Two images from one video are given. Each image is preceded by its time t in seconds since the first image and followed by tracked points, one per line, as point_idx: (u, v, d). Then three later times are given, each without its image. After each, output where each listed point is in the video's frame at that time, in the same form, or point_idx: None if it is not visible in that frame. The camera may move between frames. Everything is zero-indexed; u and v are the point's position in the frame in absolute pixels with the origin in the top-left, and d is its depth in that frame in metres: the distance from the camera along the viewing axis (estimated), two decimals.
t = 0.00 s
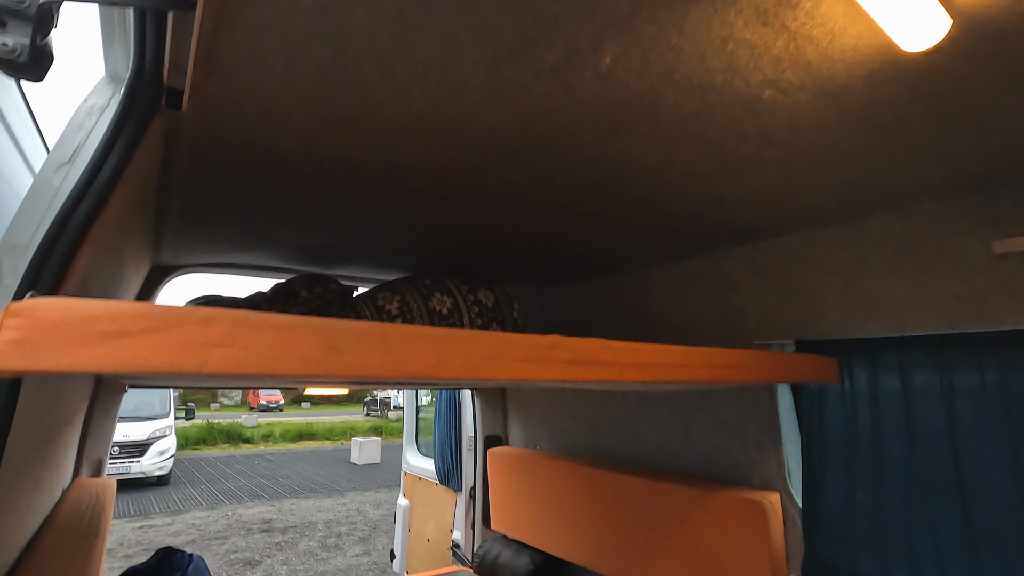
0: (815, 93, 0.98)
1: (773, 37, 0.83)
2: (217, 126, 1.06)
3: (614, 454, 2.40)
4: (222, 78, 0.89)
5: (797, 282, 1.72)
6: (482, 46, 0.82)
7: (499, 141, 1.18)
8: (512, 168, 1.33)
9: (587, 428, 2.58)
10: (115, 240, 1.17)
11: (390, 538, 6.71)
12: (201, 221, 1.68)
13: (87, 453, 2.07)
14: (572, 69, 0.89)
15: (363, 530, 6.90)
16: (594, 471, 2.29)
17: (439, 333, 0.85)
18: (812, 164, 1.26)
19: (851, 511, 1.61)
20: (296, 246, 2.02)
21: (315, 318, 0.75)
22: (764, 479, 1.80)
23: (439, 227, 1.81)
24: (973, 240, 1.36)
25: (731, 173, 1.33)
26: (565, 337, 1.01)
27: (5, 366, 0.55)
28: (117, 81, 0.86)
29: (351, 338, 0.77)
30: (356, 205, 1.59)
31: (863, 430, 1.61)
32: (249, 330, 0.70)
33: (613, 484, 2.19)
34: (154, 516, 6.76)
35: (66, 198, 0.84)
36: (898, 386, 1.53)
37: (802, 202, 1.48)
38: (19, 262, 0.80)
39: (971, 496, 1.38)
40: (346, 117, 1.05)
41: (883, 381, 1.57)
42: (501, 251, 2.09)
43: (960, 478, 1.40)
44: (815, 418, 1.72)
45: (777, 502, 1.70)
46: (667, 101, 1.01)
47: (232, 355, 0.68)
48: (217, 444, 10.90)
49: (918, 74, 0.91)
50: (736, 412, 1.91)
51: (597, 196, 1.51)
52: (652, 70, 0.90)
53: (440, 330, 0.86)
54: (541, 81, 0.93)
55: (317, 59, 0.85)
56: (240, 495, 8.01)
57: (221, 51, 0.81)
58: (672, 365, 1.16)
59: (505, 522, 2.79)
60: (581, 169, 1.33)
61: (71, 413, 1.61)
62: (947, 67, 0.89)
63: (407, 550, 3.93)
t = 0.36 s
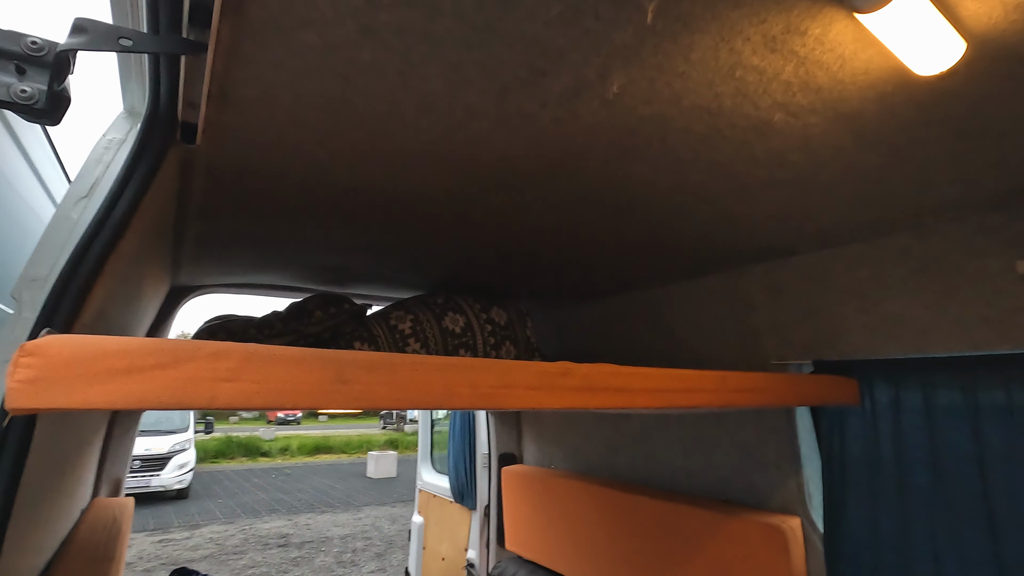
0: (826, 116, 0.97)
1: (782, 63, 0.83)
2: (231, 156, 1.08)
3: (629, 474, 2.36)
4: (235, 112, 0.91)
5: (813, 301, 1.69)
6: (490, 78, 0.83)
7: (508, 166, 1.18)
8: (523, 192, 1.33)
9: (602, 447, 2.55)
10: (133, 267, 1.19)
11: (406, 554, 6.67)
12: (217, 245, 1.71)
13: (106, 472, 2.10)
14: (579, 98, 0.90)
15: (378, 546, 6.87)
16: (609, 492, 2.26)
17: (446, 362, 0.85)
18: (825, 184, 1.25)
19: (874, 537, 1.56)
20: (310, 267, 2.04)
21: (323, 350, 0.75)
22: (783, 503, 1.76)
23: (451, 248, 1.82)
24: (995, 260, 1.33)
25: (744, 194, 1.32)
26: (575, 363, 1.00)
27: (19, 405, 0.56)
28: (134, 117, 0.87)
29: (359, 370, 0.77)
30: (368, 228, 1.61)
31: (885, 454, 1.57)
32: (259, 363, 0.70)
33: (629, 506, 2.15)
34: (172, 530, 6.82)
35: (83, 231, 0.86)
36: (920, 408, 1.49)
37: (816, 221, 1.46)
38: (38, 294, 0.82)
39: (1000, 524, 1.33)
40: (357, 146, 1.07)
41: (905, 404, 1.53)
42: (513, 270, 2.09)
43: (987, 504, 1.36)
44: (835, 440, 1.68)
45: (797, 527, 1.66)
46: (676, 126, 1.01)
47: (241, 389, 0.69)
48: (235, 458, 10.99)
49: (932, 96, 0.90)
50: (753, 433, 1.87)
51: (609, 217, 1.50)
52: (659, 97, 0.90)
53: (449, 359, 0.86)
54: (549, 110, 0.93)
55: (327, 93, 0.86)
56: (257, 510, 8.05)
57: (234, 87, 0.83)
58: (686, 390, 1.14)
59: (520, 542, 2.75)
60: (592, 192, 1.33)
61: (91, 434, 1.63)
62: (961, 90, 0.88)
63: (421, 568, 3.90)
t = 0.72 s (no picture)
0: (834, 120, 0.96)
1: (788, 68, 0.82)
2: (243, 167, 1.09)
3: (640, 479, 2.35)
4: (246, 124, 0.93)
5: (826, 306, 1.68)
6: (496, 88, 0.84)
7: (516, 174, 1.19)
8: (530, 199, 1.34)
9: (614, 452, 2.54)
10: (148, 276, 1.21)
11: (418, 558, 6.68)
12: (231, 252, 1.74)
13: (123, 477, 2.13)
14: (585, 107, 0.90)
15: (391, 549, 6.89)
16: (621, 497, 2.25)
17: (455, 368, 0.86)
18: (836, 189, 1.23)
19: (890, 545, 1.54)
20: (322, 273, 2.06)
21: (332, 357, 0.76)
22: (797, 509, 1.74)
23: (460, 253, 1.83)
24: (1012, 264, 1.31)
25: (753, 199, 1.31)
26: (583, 369, 1.00)
27: (38, 413, 0.58)
28: (149, 129, 0.90)
29: (368, 377, 0.78)
30: (378, 235, 1.62)
31: (900, 461, 1.55)
32: (270, 372, 0.71)
33: (641, 511, 2.14)
34: (188, 532, 6.90)
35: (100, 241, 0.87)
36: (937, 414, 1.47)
37: (828, 226, 1.45)
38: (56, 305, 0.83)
39: (1018, 531, 1.31)
40: (366, 156, 1.08)
41: (920, 410, 1.51)
42: (522, 276, 2.10)
43: (1004, 512, 1.34)
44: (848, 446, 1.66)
45: (811, 533, 1.64)
46: (683, 132, 1.01)
47: (252, 397, 0.70)
48: (250, 461, 11.09)
49: (943, 99, 0.89)
50: (765, 439, 1.85)
51: (617, 223, 1.50)
52: (665, 104, 0.91)
53: (457, 365, 0.86)
54: (555, 118, 0.94)
55: (336, 105, 0.87)
56: (271, 512, 8.11)
57: (245, 101, 0.85)
58: (695, 396, 1.14)
59: (532, 547, 2.75)
60: (600, 198, 1.33)
61: (108, 440, 1.66)
62: (972, 93, 0.87)
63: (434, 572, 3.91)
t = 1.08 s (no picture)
0: (847, 98, 0.95)
1: (800, 45, 0.81)
2: (251, 151, 1.10)
3: (648, 462, 2.36)
4: (254, 108, 0.93)
5: (835, 289, 1.67)
6: (503, 69, 0.84)
7: (523, 157, 1.18)
8: (538, 182, 1.33)
9: (621, 436, 2.55)
10: (159, 260, 1.23)
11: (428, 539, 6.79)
12: (240, 237, 1.75)
13: (139, 457, 2.17)
14: (593, 87, 0.89)
15: (401, 531, 7.00)
16: (629, 480, 2.26)
17: (464, 349, 0.87)
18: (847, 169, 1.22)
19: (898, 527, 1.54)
20: (330, 257, 2.07)
21: (343, 337, 0.77)
22: (805, 492, 1.74)
23: (468, 237, 1.83)
24: None
25: (763, 181, 1.30)
26: (592, 350, 1.00)
27: (58, 389, 0.60)
28: (158, 112, 0.89)
29: (378, 357, 0.79)
30: (385, 220, 1.62)
31: (909, 443, 1.54)
32: (280, 351, 0.72)
33: (648, 493, 2.16)
34: (203, 514, 7.04)
35: (111, 226, 0.88)
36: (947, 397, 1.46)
37: (838, 208, 1.43)
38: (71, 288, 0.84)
39: None
40: (372, 140, 1.08)
41: (930, 393, 1.50)
42: (530, 260, 2.10)
43: (1013, 493, 1.34)
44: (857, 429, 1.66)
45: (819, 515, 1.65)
46: (693, 113, 1.00)
47: (265, 376, 0.71)
48: (262, 444, 11.25)
49: (959, 75, 0.87)
50: (772, 423, 1.85)
51: (625, 206, 1.49)
52: (674, 83, 0.90)
53: (466, 346, 0.87)
54: (562, 99, 0.93)
55: (343, 88, 0.87)
56: (284, 495, 8.25)
57: (252, 84, 0.85)
58: (703, 377, 1.14)
59: (540, 529, 2.78)
60: (607, 180, 1.32)
61: (124, 422, 1.69)
62: (988, 69, 0.85)
63: (443, 553, 3.97)
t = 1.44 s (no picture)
0: (874, 25, 0.91)
1: None
2: (255, 89, 1.07)
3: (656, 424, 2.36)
4: (257, 37, 0.90)
5: (851, 243, 1.63)
6: None
7: (534, 98, 1.15)
8: (549, 128, 1.29)
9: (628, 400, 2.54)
10: (164, 207, 1.21)
11: (435, 511, 6.90)
12: (245, 193, 1.72)
13: (150, 416, 2.19)
14: (609, 11, 0.85)
15: (409, 502, 7.10)
16: (636, 442, 2.27)
17: (474, 283, 0.85)
18: (870, 111, 1.18)
19: (909, 480, 1.51)
20: (336, 217, 2.04)
21: (350, 266, 0.75)
22: (816, 449, 1.74)
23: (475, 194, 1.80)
24: None
25: (781, 125, 1.26)
26: (605, 290, 0.98)
27: (59, 303, 0.59)
28: (157, 42, 0.87)
29: (387, 288, 0.77)
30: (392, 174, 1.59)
31: (923, 396, 1.49)
32: (286, 276, 0.71)
33: (656, 453, 2.16)
34: (215, 486, 7.15)
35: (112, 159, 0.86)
36: (964, 349, 1.41)
37: (857, 156, 1.39)
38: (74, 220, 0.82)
39: None
40: (379, 77, 1.04)
41: (947, 343, 1.44)
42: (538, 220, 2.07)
43: None
44: (870, 383, 1.61)
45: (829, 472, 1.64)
46: (711, 42, 0.95)
47: (272, 300, 0.69)
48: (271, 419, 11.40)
49: None
50: (783, 381, 1.84)
51: (638, 157, 1.46)
52: (694, 7, 0.85)
53: (477, 281, 0.85)
54: (576, 26, 0.89)
55: (348, 12, 0.84)
56: (293, 468, 8.37)
57: (254, 7, 0.81)
58: (716, 322, 1.12)
59: (548, 491, 2.80)
60: (620, 126, 1.29)
61: (134, 378, 1.70)
62: None
63: (451, 518, 4.03)
